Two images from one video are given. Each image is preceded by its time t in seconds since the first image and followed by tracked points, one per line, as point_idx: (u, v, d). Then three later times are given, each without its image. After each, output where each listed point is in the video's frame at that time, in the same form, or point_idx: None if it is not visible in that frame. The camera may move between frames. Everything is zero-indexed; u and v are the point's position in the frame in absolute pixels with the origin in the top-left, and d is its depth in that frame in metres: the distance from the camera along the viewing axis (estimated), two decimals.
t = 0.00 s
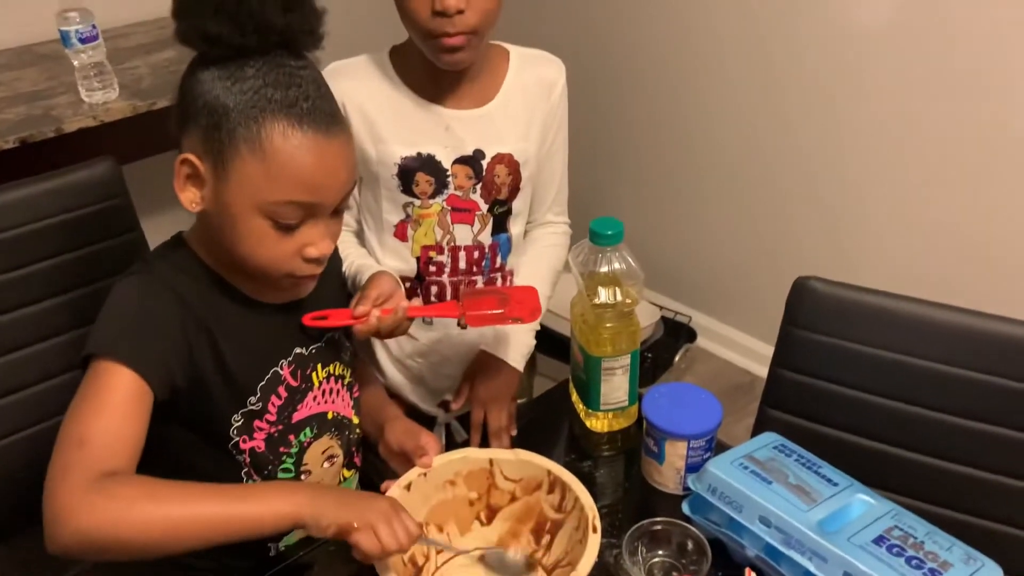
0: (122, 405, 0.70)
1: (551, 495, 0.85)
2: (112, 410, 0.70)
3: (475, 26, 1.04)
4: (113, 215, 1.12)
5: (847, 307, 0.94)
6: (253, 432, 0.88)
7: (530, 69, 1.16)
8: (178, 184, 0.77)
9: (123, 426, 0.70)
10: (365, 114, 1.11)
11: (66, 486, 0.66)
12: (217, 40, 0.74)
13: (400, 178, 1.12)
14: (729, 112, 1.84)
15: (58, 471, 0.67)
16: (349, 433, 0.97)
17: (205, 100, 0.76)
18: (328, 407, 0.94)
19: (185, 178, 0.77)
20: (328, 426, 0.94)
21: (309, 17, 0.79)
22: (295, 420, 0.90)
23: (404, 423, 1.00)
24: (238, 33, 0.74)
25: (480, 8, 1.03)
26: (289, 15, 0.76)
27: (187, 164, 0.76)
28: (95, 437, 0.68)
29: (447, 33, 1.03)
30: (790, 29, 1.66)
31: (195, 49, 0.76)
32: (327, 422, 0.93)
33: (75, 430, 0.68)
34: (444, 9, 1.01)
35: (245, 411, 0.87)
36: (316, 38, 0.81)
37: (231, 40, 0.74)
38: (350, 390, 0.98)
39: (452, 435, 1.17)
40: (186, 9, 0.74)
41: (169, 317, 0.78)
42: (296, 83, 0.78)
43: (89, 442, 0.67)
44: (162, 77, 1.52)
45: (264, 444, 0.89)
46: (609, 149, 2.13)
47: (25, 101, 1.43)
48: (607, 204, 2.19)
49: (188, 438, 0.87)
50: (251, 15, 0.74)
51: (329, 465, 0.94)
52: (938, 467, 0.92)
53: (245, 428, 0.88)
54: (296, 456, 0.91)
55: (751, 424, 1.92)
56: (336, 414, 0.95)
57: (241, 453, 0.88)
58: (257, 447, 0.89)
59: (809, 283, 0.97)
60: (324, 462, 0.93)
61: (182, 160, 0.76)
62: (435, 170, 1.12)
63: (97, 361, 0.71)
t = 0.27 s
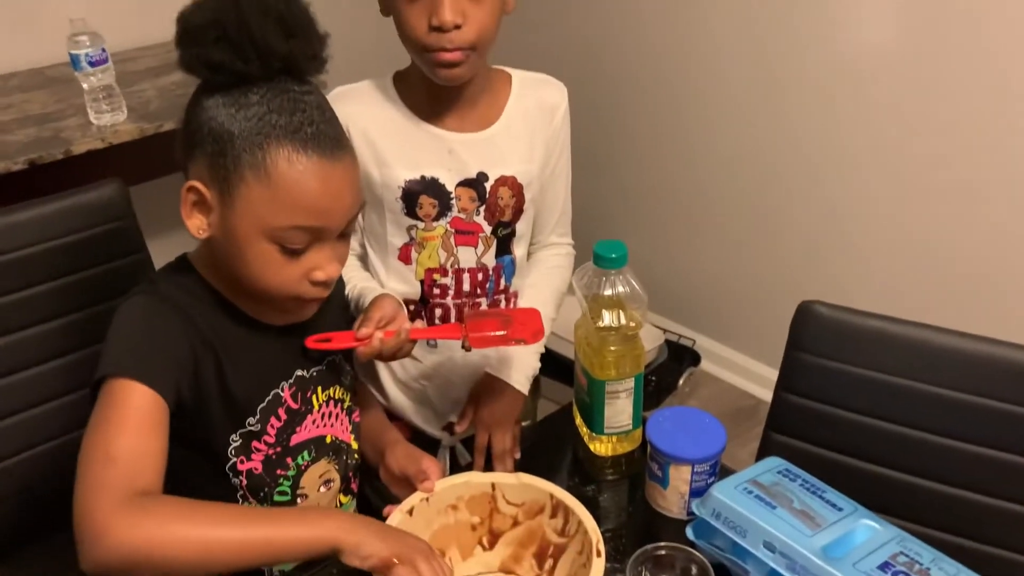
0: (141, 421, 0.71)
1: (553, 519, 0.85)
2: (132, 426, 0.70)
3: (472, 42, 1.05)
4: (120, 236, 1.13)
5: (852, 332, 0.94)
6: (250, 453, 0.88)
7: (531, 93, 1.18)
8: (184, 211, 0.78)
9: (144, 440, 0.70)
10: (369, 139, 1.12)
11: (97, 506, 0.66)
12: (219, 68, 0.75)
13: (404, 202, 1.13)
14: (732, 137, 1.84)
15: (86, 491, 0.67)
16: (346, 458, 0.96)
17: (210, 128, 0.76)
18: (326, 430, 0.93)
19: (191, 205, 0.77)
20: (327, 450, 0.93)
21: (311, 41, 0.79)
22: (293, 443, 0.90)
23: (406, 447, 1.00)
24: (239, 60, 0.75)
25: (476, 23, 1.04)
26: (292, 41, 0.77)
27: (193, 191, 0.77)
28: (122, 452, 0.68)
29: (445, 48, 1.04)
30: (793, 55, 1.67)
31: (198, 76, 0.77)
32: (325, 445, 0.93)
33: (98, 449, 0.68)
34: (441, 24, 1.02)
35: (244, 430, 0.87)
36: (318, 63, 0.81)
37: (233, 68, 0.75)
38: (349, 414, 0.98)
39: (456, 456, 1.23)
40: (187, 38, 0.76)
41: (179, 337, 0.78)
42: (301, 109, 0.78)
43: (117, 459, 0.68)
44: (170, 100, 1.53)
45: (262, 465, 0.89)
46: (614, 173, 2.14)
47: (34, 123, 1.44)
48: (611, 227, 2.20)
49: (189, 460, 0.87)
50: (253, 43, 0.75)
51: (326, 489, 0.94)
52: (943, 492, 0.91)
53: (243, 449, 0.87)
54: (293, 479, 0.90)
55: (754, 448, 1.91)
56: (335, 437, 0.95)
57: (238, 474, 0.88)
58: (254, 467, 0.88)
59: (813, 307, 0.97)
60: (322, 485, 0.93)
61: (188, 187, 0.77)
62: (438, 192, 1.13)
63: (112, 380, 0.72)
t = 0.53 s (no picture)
0: (161, 445, 0.71)
1: (558, 544, 0.84)
2: (153, 451, 0.70)
3: (462, 61, 1.06)
4: (128, 260, 1.13)
5: (859, 356, 0.94)
6: (256, 476, 0.88)
7: (533, 117, 1.19)
8: (198, 238, 0.78)
9: (166, 464, 0.70)
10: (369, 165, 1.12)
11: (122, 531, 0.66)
12: (235, 96, 0.76)
13: (404, 226, 1.13)
14: (737, 161, 1.85)
15: (111, 519, 0.67)
16: (349, 484, 0.96)
17: (225, 155, 0.77)
18: (331, 456, 0.93)
19: (205, 232, 0.78)
20: (331, 476, 0.93)
21: (324, 69, 0.79)
22: (298, 467, 0.90)
23: (410, 472, 1.00)
24: (255, 88, 0.76)
25: (467, 43, 1.06)
26: (305, 69, 0.78)
27: (207, 218, 0.77)
28: (144, 478, 0.69)
29: (435, 66, 1.06)
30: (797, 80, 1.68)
31: (213, 104, 0.78)
32: (330, 470, 0.93)
33: (121, 475, 0.69)
34: (430, 42, 1.04)
35: (249, 455, 0.87)
36: (332, 90, 0.81)
37: (248, 96, 0.76)
38: (352, 439, 0.98)
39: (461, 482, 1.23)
40: (202, 67, 0.77)
41: (192, 362, 0.79)
42: (314, 136, 0.79)
43: (140, 485, 0.68)
44: (178, 126, 1.54)
45: (266, 490, 0.88)
46: (619, 197, 2.15)
47: (45, 149, 1.45)
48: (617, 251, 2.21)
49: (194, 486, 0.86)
50: (268, 71, 0.76)
51: (329, 515, 0.93)
52: (952, 519, 0.90)
53: (248, 472, 0.87)
54: (297, 503, 0.90)
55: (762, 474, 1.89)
56: (339, 463, 0.94)
57: (242, 498, 0.87)
58: (259, 491, 0.88)
59: (819, 331, 0.97)
60: (324, 511, 0.92)
61: (202, 214, 0.77)
62: (438, 217, 1.13)
63: (128, 407, 0.72)
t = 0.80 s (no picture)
0: (167, 474, 0.72)
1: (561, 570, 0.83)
2: (160, 481, 0.72)
3: (478, 78, 1.08)
4: (133, 284, 1.14)
5: (864, 379, 0.94)
6: (260, 502, 0.87)
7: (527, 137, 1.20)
8: (203, 263, 0.78)
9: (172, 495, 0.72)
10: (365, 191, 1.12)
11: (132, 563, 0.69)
12: (239, 122, 0.77)
13: (402, 252, 1.14)
14: (739, 186, 1.86)
15: (122, 551, 0.70)
16: (352, 510, 0.96)
17: (231, 181, 0.78)
18: (334, 480, 0.93)
19: (211, 257, 0.78)
20: (334, 500, 0.93)
21: (328, 96, 0.81)
22: (302, 493, 0.90)
23: (411, 497, 1.00)
24: (261, 114, 0.77)
25: (485, 61, 1.08)
26: (310, 95, 0.79)
27: (213, 244, 0.77)
28: (151, 511, 0.70)
29: (452, 81, 1.07)
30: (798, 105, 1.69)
31: (219, 130, 0.78)
32: (333, 495, 0.93)
33: (128, 507, 0.71)
34: (451, 57, 1.05)
35: (254, 480, 0.86)
36: (335, 115, 0.83)
37: (254, 122, 0.77)
38: (355, 463, 0.98)
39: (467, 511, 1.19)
40: (208, 94, 0.77)
41: (197, 387, 0.79)
42: (319, 161, 0.80)
43: (147, 518, 0.70)
44: (185, 151, 1.55)
45: (270, 515, 0.88)
46: (623, 221, 2.15)
47: (53, 174, 1.46)
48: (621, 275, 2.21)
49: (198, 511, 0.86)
50: (274, 97, 0.77)
51: (333, 540, 0.93)
52: (959, 542, 0.90)
53: (252, 498, 0.87)
54: (300, 529, 0.90)
55: (768, 499, 1.88)
56: (341, 488, 0.94)
57: (246, 523, 0.87)
58: (263, 517, 0.87)
59: (822, 354, 0.96)
60: (328, 536, 0.92)
61: (208, 240, 0.77)
62: (437, 242, 1.14)
63: (135, 434, 0.73)
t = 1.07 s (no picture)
0: (170, 494, 0.72)
1: None
2: (163, 501, 0.72)
3: (483, 129, 1.09)
4: (138, 304, 1.15)
5: (866, 399, 0.94)
6: (262, 522, 0.87)
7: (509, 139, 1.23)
8: (205, 283, 0.79)
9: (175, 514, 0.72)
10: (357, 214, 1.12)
11: None
12: (237, 141, 0.77)
13: (402, 270, 1.13)
14: (742, 207, 1.86)
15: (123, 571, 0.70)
16: (355, 531, 0.95)
17: (230, 201, 0.78)
18: (336, 501, 0.93)
19: (212, 277, 0.79)
20: (337, 521, 0.92)
21: (326, 114, 0.81)
22: (304, 513, 0.89)
23: (414, 519, 1.00)
24: (257, 134, 0.77)
25: (494, 115, 1.09)
26: (307, 113, 0.79)
27: (214, 264, 0.78)
28: (153, 532, 0.70)
29: (458, 124, 1.07)
30: (800, 127, 1.70)
31: (218, 150, 0.79)
32: (335, 516, 0.92)
33: (131, 527, 0.71)
34: (466, 103, 1.05)
35: (256, 501, 0.86)
36: (334, 133, 0.83)
37: (251, 142, 0.77)
38: (358, 485, 0.98)
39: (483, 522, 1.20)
40: (205, 116, 0.78)
41: (200, 406, 0.79)
42: (318, 178, 0.80)
43: (148, 538, 0.70)
44: (191, 172, 1.56)
45: (272, 536, 0.87)
46: (626, 242, 2.16)
47: (59, 195, 1.47)
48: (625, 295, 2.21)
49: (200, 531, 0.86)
50: (270, 116, 0.76)
51: (334, 562, 0.92)
52: (964, 564, 0.89)
53: (254, 518, 0.86)
54: (303, 550, 0.89)
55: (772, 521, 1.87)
56: (344, 508, 0.94)
57: (248, 543, 0.87)
58: (264, 537, 0.87)
59: (825, 374, 0.96)
60: (330, 557, 0.91)
61: (209, 260, 0.78)
62: (435, 254, 1.14)
63: (138, 454, 0.73)
